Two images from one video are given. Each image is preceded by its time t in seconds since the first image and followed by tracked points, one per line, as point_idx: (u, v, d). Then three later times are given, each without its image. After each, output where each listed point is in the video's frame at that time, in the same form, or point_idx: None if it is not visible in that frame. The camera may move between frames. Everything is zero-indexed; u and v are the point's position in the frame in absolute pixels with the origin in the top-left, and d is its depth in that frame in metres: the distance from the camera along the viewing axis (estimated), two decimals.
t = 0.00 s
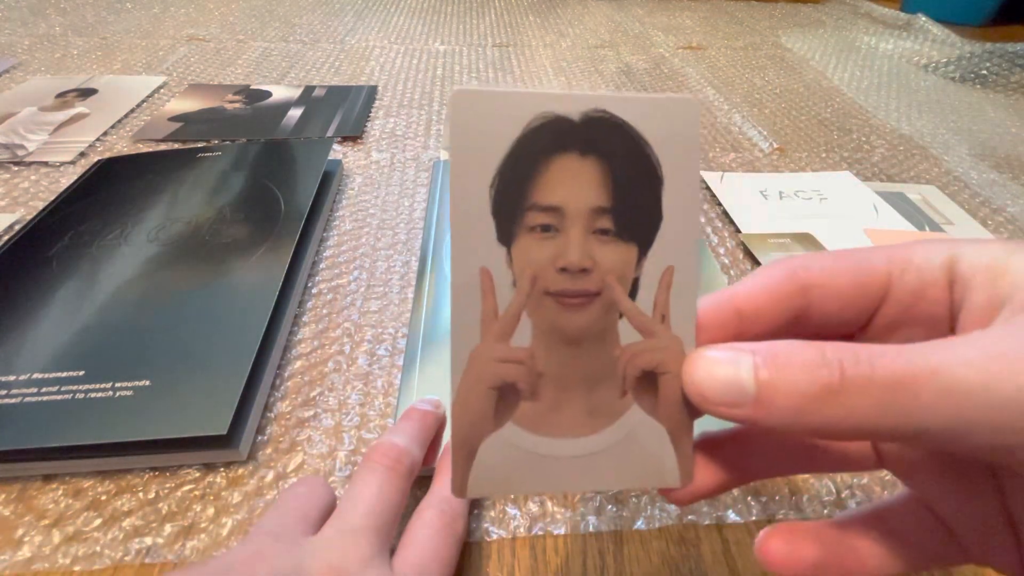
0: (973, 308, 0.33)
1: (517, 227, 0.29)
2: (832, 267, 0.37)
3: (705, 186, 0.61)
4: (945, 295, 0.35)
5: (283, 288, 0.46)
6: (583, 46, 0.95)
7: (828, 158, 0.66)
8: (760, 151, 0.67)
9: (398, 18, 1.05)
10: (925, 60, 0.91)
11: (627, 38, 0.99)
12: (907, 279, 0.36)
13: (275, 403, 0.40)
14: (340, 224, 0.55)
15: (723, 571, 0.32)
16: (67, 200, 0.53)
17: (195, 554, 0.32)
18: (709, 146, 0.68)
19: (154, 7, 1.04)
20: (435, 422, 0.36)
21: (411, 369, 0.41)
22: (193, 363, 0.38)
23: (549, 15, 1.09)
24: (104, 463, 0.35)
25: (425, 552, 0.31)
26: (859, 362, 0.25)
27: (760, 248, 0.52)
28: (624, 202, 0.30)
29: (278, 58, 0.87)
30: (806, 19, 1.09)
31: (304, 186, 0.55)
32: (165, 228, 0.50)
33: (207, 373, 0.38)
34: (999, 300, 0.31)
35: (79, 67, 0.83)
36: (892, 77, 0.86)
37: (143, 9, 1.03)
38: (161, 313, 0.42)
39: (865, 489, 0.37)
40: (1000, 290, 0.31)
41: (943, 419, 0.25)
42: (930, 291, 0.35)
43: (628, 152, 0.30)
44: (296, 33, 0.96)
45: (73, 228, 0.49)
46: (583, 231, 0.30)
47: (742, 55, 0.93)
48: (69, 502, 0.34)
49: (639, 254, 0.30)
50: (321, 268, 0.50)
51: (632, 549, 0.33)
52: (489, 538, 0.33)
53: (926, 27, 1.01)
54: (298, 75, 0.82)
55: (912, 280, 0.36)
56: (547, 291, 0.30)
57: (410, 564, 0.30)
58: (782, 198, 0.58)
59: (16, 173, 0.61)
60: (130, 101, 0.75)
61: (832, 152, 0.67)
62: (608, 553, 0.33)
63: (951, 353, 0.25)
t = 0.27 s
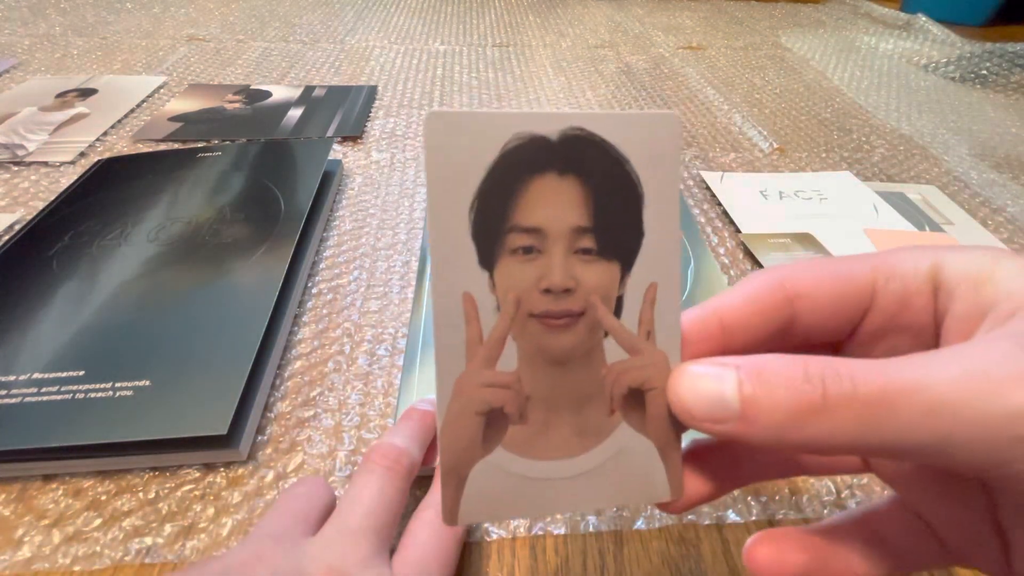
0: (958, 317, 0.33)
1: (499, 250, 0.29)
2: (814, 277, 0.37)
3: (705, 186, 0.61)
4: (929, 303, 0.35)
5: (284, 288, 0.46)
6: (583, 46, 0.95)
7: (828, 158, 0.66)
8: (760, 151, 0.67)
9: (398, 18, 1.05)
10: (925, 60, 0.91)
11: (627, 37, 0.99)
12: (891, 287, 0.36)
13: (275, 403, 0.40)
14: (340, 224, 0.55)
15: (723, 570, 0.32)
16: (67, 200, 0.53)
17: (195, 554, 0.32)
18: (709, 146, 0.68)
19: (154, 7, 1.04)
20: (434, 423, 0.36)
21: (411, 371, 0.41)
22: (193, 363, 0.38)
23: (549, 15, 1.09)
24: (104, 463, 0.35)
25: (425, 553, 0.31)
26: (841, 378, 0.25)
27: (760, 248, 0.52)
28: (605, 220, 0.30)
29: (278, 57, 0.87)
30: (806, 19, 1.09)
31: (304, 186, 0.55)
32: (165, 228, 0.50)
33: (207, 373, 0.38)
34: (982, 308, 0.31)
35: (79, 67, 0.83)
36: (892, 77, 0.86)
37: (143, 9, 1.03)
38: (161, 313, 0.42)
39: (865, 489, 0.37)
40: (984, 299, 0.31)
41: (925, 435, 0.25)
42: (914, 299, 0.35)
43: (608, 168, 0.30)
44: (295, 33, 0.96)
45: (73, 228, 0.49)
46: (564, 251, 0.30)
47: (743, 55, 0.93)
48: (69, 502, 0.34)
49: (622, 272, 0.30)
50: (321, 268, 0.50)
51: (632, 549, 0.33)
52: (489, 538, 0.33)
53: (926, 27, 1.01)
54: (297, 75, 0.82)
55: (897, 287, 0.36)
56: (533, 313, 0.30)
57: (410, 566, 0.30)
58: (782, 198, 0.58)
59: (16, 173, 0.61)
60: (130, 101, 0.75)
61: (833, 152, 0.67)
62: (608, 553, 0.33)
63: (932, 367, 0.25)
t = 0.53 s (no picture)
0: (933, 322, 0.32)
1: (525, 240, 0.26)
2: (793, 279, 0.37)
3: (705, 186, 0.61)
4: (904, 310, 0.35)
5: (284, 288, 0.46)
6: (583, 46, 0.95)
7: (829, 158, 0.66)
8: (760, 151, 0.67)
9: (398, 18, 1.05)
10: (925, 60, 0.91)
11: (627, 37, 0.99)
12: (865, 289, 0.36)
13: (275, 403, 0.40)
14: (340, 224, 0.55)
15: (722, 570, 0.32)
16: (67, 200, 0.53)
17: (195, 555, 0.32)
18: (709, 146, 0.68)
19: (154, 7, 1.04)
20: (434, 423, 0.36)
21: (411, 370, 0.41)
22: (193, 363, 0.38)
23: (549, 15, 1.09)
24: (104, 463, 0.35)
25: (426, 553, 0.31)
26: (823, 366, 0.25)
27: (761, 248, 0.51)
28: (624, 216, 0.28)
29: (278, 57, 0.87)
30: (806, 19, 1.09)
31: (304, 186, 0.55)
32: (165, 228, 0.50)
33: (207, 373, 0.38)
34: (955, 313, 0.31)
35: (79, 67, 0.83)
36: (892, 77, 0.86)
37: (143, 8, 1.03)
38: (161, 313, 0.42)
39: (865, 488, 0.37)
40: (955, 302, 0.31)
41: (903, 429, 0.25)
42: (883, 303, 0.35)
43: (626, 159, 0.27)
44: (295, 33, 0.96)
45: (73, 228, 0.49)
46: (587, 247, 0.28)
47: (743, 55, 0.93)
48: (69, 502, 0.34)
49: (634, 266, 0.30)
50: (321, 268, 0.50)
51: (632, 549, 0.33)
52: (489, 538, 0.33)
53: (926, 27, 1.01)
54: (298, 75, 0.82)
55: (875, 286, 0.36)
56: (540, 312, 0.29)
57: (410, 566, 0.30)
58: (782, 198, 0.58)
59: (16, 173, 0.61)
60: (130, 101, 0.75)
61: (833, 152, 0.67)
62: (608, 553, 0.33)
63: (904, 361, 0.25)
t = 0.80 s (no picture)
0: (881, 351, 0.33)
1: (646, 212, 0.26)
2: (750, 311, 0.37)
3: (705, 186, 0.61)
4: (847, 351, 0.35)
5: (283, 288, 0.46)
6: (583, 46, 0.95)
7: (828, 158, 0.66)
8: (760, 151, 0.67)
9: (398, 18, 1.05)
10: (926, 60, 0.91)
11: (627, 37, 0.99)
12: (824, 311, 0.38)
13: (275, 403, 0.40)
14: (340, 224, 0.55)
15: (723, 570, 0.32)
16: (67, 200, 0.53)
17: (195, 555, 0.32)
18: (709, 146, 0.68)
19: (154, 7, 1.04)
20: (433, 424, 0.36)
21: (411, 370, 0.41)
22: (193, 364, 0.38)
23: (549, 15, 1.09)
24: (104, 463, 0.35)
25: (426, 553, 0.30)
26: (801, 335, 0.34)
27: (761, 248, 0.51)
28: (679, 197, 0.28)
29: (278, 57, 0.87)
30: (806, 19, 1.09)
31: (305, 186, 0.55)
32: (165, 228, 0.50)
33: (207, 373, 0.38)
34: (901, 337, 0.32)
35: (79, 67, 0.83)
36: (892, 77, 0.86)
37: (142, 8, 1.03)
38: (161, 314, 0.42)
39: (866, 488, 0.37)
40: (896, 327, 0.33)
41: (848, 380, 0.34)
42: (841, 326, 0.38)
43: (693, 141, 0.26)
44: (295, 33, 0.96)
45: (73, 228, 0.49)
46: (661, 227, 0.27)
47: (743, 55, 0.93)
48: (69, 502, 0.34)
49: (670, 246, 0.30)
50: (321, 268, 0.50)
51: (632, 549, 0.33)
52: (489, 538, 0.33)
53: (926, 27, 1.01)
54: (298, 75, 0.82)
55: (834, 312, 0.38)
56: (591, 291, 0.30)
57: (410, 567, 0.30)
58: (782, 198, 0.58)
59: (16, 173, 0.61)
60: (130, 101, 0.75)
61: (833, 152, 0.67)
62: (608, 554, 0.33)
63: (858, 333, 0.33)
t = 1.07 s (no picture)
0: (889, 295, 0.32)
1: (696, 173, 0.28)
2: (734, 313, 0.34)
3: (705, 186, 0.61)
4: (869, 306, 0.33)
5: (283, 289, 0.46)
6: (583, 46, 0.95)
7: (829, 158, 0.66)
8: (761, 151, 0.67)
9: (398, 18, 1.05)
10: (926, 60, 0.91)
11: (627, 38, 0.99)
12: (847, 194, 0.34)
13: (275, 403, 0.40)
14: (340, 224, 0.55)
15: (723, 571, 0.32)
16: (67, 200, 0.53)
17: (195, 555, 0.32)
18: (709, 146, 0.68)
19: (154, 7, 1.04)
20: (433, 424, 0.36)
21: (411, 371, 0.41)
22: (193, 364, 0.38)
23: (549, 15, 1.09)
24: (105, 463, 0.35)
25: (426, 554, 0.30)
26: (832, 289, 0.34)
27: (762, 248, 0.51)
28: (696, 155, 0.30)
29: (278, 58, 0.87)
30: (806, 19, 1.09)
31: (305, 186, 0.55)
32: (165, 228, 0.50)
33: (208, 373, 0.38)
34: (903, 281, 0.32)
35: (79, 67, 0.83)
36: (892, 77, 0.86)
37: (143, 9, 1.03)
38: (161, 313, 0.42)
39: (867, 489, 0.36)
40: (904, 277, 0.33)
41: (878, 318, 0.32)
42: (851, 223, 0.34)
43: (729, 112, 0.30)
44: (295, 33, 0.96)
45: (73, 228, 0.49)
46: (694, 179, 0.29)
47: (742, 55, 0.93)
48: (69, 503, 0.34)
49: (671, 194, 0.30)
50: (321, 268, 0.50)
51: (632, 549, 0.33)
52: (489, 539, 0.33)
53: (926, 27, 1.01)
54: (298, 75, 0.82)
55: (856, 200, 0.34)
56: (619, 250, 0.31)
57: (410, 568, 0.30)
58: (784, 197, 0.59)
59: (16, 173, 0.61)
60: (130, 101, 0.75)
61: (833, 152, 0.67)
62: (608, 554, 0.33)
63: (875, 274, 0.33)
